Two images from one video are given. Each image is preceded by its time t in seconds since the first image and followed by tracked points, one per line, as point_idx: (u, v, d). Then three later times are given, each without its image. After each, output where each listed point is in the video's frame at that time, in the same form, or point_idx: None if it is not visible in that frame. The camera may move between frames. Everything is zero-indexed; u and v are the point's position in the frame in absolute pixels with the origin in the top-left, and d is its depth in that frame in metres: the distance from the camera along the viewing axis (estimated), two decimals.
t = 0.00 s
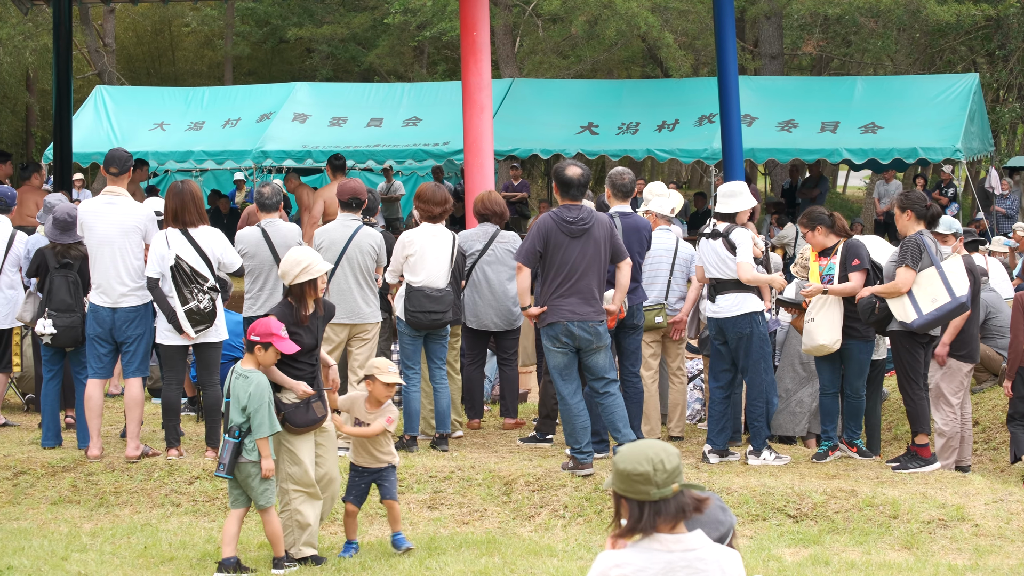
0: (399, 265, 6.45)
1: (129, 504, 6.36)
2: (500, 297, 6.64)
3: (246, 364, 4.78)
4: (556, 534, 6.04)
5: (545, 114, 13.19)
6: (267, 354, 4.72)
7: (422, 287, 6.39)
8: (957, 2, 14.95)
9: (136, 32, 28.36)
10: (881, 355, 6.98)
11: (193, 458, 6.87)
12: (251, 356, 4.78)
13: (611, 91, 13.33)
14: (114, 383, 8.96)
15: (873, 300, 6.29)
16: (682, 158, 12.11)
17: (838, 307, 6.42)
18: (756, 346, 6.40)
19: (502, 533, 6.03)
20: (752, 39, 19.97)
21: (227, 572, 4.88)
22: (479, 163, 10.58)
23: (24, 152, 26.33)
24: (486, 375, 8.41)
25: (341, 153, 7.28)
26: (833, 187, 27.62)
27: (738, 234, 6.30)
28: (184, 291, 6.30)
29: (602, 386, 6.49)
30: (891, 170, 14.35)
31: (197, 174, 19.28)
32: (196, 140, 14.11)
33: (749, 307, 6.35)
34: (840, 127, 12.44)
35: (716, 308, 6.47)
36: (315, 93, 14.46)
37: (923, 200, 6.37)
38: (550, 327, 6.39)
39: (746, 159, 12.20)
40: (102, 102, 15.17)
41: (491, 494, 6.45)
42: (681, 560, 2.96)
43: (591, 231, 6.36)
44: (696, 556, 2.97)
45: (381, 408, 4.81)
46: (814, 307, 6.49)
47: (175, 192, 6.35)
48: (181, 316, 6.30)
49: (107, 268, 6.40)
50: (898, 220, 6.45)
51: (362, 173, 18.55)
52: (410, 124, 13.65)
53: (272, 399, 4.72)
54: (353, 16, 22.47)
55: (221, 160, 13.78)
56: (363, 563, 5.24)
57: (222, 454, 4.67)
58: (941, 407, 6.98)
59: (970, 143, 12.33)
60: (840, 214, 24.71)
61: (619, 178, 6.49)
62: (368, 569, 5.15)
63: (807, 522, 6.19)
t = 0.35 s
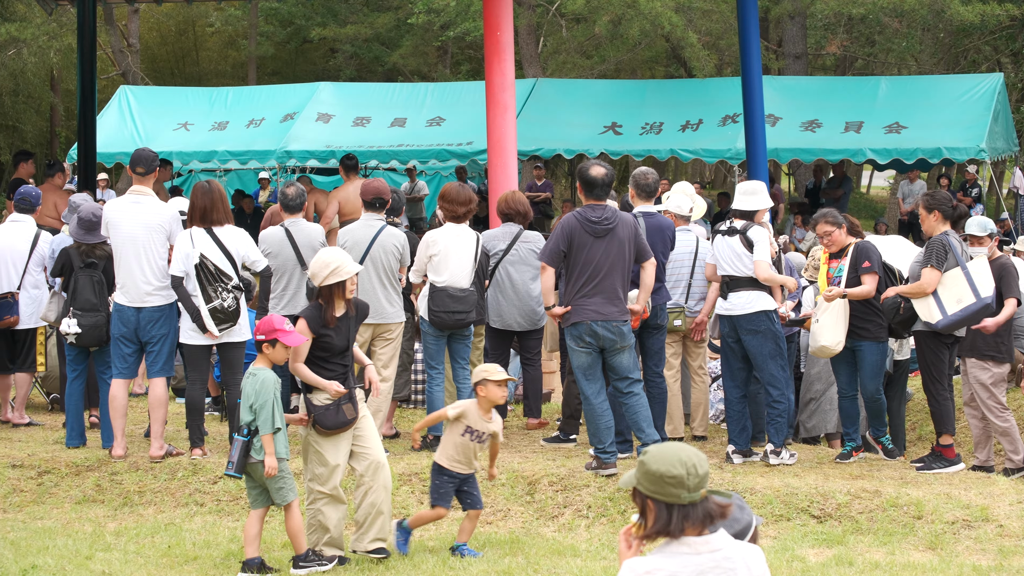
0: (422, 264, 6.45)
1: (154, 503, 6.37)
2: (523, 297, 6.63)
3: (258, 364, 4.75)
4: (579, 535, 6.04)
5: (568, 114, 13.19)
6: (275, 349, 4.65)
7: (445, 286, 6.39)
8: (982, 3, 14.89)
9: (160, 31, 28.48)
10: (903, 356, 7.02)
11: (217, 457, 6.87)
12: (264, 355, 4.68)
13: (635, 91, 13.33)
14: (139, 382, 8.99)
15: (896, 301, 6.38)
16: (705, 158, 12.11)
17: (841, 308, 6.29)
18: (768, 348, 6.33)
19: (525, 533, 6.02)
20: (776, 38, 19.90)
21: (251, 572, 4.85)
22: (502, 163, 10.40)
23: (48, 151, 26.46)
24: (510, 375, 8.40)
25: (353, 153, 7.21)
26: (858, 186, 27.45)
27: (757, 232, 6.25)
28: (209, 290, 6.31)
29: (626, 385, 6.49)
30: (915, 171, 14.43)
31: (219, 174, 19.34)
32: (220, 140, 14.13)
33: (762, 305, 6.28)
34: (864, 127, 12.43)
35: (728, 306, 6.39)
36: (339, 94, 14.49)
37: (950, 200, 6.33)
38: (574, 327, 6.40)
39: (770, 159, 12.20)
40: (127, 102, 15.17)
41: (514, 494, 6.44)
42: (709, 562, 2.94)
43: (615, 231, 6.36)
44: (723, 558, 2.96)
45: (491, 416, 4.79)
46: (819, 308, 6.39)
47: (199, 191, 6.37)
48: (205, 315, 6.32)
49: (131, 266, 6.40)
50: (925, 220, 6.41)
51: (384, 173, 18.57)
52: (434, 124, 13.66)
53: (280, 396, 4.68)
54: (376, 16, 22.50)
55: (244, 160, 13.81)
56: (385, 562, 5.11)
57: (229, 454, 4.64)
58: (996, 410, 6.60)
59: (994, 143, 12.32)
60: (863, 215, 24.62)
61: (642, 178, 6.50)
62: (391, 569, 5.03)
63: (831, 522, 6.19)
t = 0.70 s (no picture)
0: (445, 264, 6.47)
1: (176, 502, 6.38)
2: (546, 298, 6.63)
3: (287, 366, 4.68)
4: (601, 535, 6.02)
5: (591, 114, 13.19)
6: (298, 348, 4.63)
7: (468, 287, 6.40)
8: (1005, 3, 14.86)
9: (182, 32, 28.52)
10: (925, 356, 7.01)
11: (239, 457, 6.86)
12: (289, 356, 4.66)
13: (657, 91, 13.32)
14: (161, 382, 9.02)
15: (920, 302, 6.40)
16: (727, 158, 12.11)
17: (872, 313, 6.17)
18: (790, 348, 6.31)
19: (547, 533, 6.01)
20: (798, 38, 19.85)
21: (273, 573, 4.79)
22: (524, 163, 10.34)
23: (71, 150, 26.57)
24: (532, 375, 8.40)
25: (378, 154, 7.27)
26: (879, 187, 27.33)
27: (785, 231, 6.28)
28: (232, 288, 6.35)
29: (648, 386, 6.50)
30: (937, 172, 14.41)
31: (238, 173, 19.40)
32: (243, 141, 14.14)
33: (787, 305, 6.29)
34: (887, 127, 12.43)
35: (752, 305, 6.39)
36: (361, 94, 14.52)
37: (971, 200, 6.29)
38: (597, 327, 6.40)
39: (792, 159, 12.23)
40: (149, 102, 15.18)
41: (536, 494, 6.43)
42: (720, 561, 2.95)
43: (638, 231, 6.36)
44: (734, 560, 2.96)
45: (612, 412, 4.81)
46: (849, 317, 6.23)
47: (227, 190, 6.43)
48: (227, 314, 6.32)
49: (153, 265, 6.39)
50: (948, 222, 6.36)
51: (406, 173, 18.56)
52: (455, 124, 13.65)
53: (303, 397, 4.58)
54: (398, 16, 22.55)
55: (267, 160, 13.82)
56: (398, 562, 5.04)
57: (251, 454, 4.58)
58: None
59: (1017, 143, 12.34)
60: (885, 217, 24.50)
61: (665, 178, 6.55)
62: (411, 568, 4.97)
63: (853, 523, 6.17)
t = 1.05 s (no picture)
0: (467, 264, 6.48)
1: (198, 502, 6.38)
2: (567, 297, 6.63)
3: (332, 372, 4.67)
4: (623, 535, 6.01)
5: (612, 114, 13.19)
6: (333, 352, 4.54)
7: (490, 286, 6.40)
8: None
9: (204, 32, 28.70)
10: (946, 357, 7.00)
11: (261, 457, 6.86)
12: (327, 360, 4.59)
13: (678, 91, 13.33)
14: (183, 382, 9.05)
15: (945, 301, 6.49)
16: (748, 158, 12.10)
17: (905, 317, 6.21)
18: (810, 348, 6.33)
19: (568, 533, 6.01)
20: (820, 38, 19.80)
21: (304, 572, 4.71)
22: (545, 164, 10.28)
23: (93, 150, 26.74)
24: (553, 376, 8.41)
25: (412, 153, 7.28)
26: (901, 187, 27.25)
27: (810, 232, 6.28)
28: (254, 287, 6.35)
29: (669, 386, 6.50)
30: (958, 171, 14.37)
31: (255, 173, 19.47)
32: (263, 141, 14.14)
33: (808, 306, 6.30)
34: (908, 127, 12.42)
35: (773, 304, 6.40)
36: (382, 94, 14.55)
37: (990, 201, 6.27)
38: (618, 327, 6.40)
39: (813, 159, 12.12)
40: (171, 102, 15.20)
41: (557, 493, 6.42)
42: (726, 559, 3.04)
43: (659, 231, 6.35)
44: (740, 557, 3.05)
45: (747, 413, 5.09)
46: (882, 317, 6.21)
47: (248, 189, 6.42)
48: (250, 313, 6.33)
49: (174, 265, 6.40)
50: (968, 222, 6.35)
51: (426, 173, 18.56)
52: (476, 125, 13.65)
53: (330, 401, 4.50)
54: (419, 16, 22.61)
55: (288, 160, 13.84)
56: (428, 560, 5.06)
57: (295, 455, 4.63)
58: None
59: None
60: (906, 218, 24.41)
61: (686, 177, 6.54)
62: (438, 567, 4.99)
63: (875, 523, 6.16)
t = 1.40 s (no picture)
0: (488, 263, 6.49)
1: (219, 501, 6.39)
2: (589, 298, 6.58)
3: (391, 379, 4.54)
4: (644, 535, 6.01)
5: (633, 114, 13.19)
6: (397, 358, 4.41)
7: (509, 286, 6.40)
8: None
9: (225, 32, 28.81)
10: (969, 357, 7.00)
11: (282, 456, 6.85)
12: (392, 366, 4.46)
13: (699, 91, 13.33)
14: (203, 381, 9.11)
15: (970, 300, 6.57)
16: (769, 158, 12.08)
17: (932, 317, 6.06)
18: (833, 351, 6.31)
19: (590, 533, 6.01)
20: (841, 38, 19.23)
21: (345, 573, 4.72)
22: (566, 164, 10.27)
23: (114, 150, 26.89)
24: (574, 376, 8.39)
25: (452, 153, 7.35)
26: (922, 187, 27.15)
27: (828, 234, 6.28)
28: (275, 288, 6.35)
29: (691, 386, 6.49)
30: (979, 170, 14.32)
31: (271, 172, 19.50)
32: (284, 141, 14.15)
33: (830, 309, 6.28)
34: (929, 126, 12.40)
35: (795, 307, 6.41)
36: (403, 94, 14.57)
37: (1011, 200, 6.31)
38: (639, 327, 6.40)
39: (835, 159, 12.11)
40: (192, 102, 15.21)
41: (578, 493, 6.42)
42: (727, 558, 3.10)
43: (680, 230, 6.35)
44: (740, 556, 3.10)
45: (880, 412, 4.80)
46: (914, 318, 6.01)
47: (268, 190, 6.45)
48: (272, 312, 6.32)
49: (193, 266, 6.38)
50: (991, 222, 6.37)
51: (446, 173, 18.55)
52: (498, 124, 13.64)
53: (387, 410, 4.42)
54: (440, 16, 22.66)
55: (309, 160, 13.86)
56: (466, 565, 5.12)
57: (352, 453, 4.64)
58: None
59: None
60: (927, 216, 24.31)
61: (706, 177, 6.47)
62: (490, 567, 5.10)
63: (896, 523, 6.13)
